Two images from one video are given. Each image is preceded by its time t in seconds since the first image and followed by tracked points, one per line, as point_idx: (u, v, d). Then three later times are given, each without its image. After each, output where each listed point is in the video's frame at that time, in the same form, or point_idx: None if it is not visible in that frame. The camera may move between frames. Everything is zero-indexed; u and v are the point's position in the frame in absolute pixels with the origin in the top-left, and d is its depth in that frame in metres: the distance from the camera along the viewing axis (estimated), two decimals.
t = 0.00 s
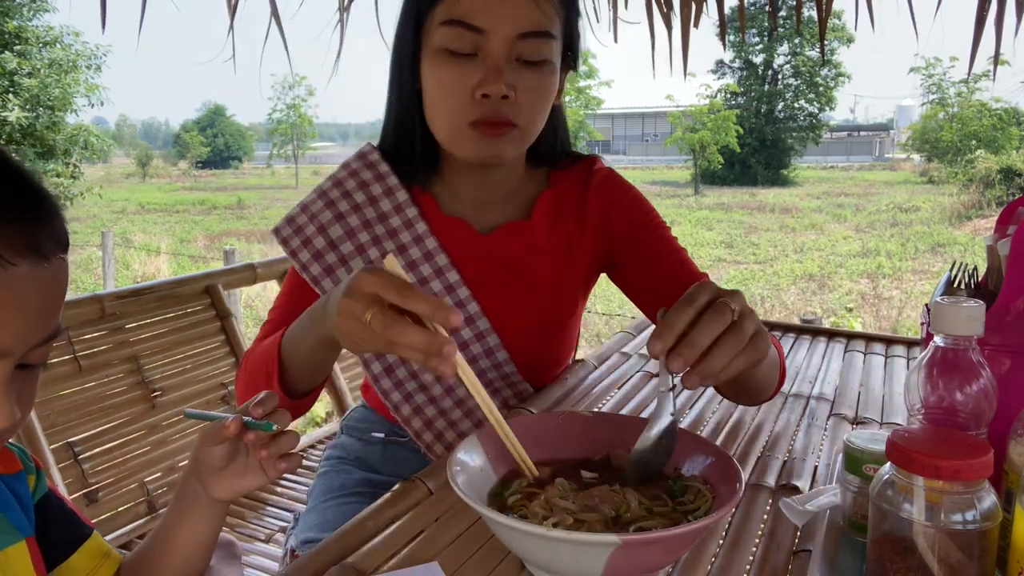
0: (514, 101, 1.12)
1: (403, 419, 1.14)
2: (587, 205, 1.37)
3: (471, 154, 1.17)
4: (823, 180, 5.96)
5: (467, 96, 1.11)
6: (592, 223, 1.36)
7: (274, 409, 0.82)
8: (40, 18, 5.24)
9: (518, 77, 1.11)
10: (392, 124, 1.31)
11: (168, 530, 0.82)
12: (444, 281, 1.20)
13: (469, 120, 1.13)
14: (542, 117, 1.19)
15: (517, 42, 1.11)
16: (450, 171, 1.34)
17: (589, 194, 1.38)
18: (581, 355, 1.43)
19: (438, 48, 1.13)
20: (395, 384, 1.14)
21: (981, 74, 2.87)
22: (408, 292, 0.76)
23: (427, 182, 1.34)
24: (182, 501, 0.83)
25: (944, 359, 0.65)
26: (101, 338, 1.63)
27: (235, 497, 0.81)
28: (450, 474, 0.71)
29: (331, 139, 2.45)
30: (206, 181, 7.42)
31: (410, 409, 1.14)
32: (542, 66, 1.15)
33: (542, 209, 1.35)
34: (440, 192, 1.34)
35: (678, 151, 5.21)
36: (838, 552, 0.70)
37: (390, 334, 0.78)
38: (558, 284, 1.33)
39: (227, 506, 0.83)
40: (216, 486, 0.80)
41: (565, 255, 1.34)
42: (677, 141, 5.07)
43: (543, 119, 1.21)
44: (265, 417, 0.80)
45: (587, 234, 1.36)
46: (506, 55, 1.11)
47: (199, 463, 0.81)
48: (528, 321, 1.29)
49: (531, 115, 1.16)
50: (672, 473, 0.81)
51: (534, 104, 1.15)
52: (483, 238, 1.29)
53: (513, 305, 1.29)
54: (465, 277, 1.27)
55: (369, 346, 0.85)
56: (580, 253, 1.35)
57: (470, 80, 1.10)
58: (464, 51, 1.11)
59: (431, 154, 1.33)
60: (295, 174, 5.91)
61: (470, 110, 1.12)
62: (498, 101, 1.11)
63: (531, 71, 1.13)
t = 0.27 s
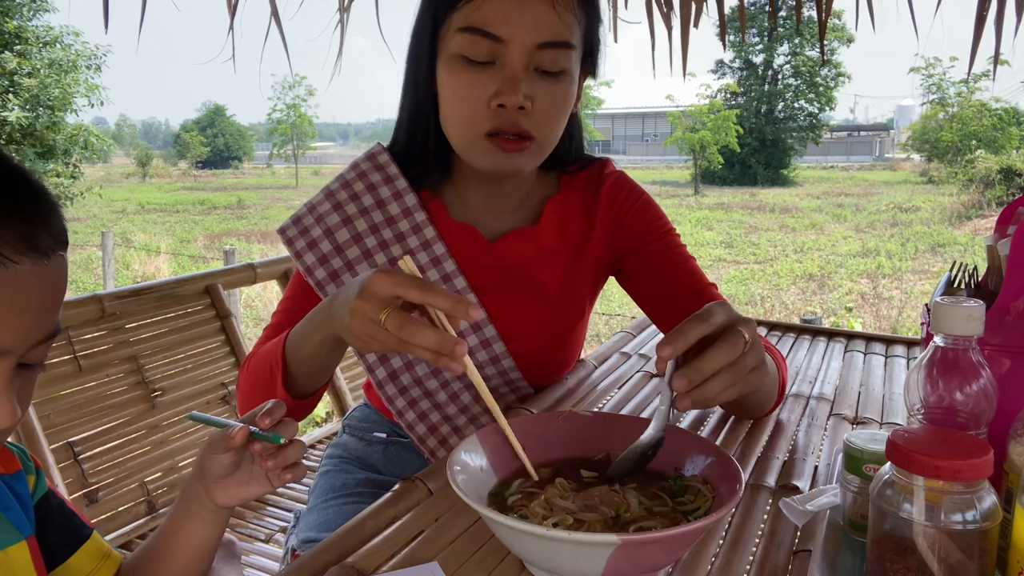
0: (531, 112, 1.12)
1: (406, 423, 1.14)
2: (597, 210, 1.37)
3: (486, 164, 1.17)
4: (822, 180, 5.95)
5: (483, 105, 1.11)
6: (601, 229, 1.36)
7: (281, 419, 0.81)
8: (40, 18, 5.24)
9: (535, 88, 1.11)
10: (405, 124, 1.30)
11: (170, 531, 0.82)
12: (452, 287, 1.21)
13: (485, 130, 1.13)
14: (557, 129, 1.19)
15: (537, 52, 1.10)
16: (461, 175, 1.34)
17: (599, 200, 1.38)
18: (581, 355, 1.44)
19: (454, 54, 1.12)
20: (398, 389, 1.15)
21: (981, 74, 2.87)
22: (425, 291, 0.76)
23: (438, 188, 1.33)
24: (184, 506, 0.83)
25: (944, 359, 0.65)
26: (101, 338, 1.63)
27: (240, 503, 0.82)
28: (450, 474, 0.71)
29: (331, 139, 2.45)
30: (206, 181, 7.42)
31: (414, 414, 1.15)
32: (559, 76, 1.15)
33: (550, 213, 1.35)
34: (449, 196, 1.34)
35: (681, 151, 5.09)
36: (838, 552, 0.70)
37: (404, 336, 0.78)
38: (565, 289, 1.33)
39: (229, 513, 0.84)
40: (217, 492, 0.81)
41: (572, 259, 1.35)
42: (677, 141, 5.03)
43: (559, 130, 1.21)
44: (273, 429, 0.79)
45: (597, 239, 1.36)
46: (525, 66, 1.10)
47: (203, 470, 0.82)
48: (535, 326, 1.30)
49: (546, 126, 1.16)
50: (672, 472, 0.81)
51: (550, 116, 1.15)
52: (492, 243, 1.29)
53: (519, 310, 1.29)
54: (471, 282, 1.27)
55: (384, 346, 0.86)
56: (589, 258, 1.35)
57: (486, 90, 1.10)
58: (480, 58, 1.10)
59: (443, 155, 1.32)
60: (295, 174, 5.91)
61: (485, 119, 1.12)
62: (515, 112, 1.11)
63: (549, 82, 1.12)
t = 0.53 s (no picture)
0: (538, 111, 1.12)
1: (409, 423, 1.14)
2: (598, 210, 1.37)
3: (493, 163, 1.17)
4: (822, 180, 5.95)
5: (490, 105, 1.11)
6: (603, 228, 1.36)
7: (313, 452, 0.78)
8: (40, 18, 5.24)
9: (542, 87, 1.11)
10: (409, 121, 1.29)
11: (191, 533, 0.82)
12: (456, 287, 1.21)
13: (492, 130, 1.13)
14: (563, 128, 1.19)
15: (544, 52, 1.10)
16: (465, 175, 1.34)
17: (599, 199, 1.38)
18: (581, 355, 1.44)
19: (461, 53, 1.12)
20: (401, 391, 1.14)
21: (981, 74, 2.86)
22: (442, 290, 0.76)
23: (442, 188, 1.33)
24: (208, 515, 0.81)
25: (944, 360, 0.65)
26: (101, 338, 1.63)
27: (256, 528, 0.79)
28: (450, 474, 0.71)
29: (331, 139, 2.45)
30: (206, 181, 7.42)
31: (417, 415, 1.14)
32: (565, 76, 1.15)
33: (552, 212, 1.35)
34: (452, 196, 1.34)
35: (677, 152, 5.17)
36: (838, 552, 0.70)
37: (423, 339, 0.77)
38: (566, 289, 1.34)
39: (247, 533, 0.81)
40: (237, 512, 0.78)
41: (574, 259, 1.35)
42: (676, 142, 4.99)
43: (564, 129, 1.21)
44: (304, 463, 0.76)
45: (598, 239, 1.36)
46: (532, 66, 1.10)
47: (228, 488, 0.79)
48: (538, 326, 1.30)
49: (552, 125, 1.17)
50: (672, 473, 0.81)
51: (555, 115, 1.15)
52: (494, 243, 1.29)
53: (521, 311, 1.29)
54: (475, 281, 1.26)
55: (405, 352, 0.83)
56: (591, 258, 1.35)
57: (493, 90, 1.10)
58: (488, 58, 1.10)
59: (447, 155, 1.33)
60: (294, 174, 5.90)
61: (492, 119, 1.12)
62: (522, 111, 1.11)
63: (556, 82, 1.13)
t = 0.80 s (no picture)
0: (545, 110, 1.12)
1: (410, 424, 1.14)
2: (599, 211, 1.37)
3: (500, 163, 1.17)
4: (822, 180, 5.94)
5: (498, 105, 1.11)
6: (603, 229, 1.36)
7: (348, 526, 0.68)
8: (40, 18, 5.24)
9: (548, 86, 1.11)
10: (413, 119, 1.29)
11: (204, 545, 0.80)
12: (457, 287, 1.20)
13: (498, 129, 1.13)
14: (569, 127, 1.19)
15: (550, 51, 1.10)
16: (468, 175, 1.34)
17: (600, 199, 1.38)
18: (581, 355, 1.44)
19: (468, 52, 1.12)
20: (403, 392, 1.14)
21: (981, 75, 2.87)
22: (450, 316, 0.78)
23: (445, 188, 1.33)
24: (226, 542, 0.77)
25: (944, 360, 0.65)
26: (101, 338, 1.63)
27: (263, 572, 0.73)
28: (450, 475, 0.71)
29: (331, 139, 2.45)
30: (205, 181, 7.41)
31: (419, 416, 1.14)
32: (572, 75, 1.15)
33: (553, 213, 1.35)
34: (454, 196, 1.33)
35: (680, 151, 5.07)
36: (838, 552, 0.70)
37: (439, 368, 0.80)
38: (568, 291, 1.34)
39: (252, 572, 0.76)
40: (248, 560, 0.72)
41: (575, 260, 1.35)
42: (677, 141, 5.02)
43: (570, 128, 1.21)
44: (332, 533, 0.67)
45: (599, 240, 1.36)
46: (539, 65, 1.10)
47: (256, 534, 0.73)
48: (539, 328, 1.30)
49: (558, 124, 1.16)
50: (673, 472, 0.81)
51: (563, 115, 1.16)
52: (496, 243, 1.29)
53: (522, 312, 1.29)
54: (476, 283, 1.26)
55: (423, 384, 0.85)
56: (592, 259, 1.35)
57: (500, 89, 1.10)
58: (496, 57, 1.10)
59: (451, 155, 1.32)
60: (294, 174, 5.90)
61: (500, 118, 1.12)
62: (529, 111, 1.11)
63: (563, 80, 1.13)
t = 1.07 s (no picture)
0: (547, 108, 1.12)
1: (411, 421, 1.14)
2: (599, 210, 1.37)
3: (501, 159, 1.18)
4: (822, 180, 5.93)
5: (499, 102, 1.11)
6: (604, 229, 1.36)
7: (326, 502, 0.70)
8: (40, 18, 5.23)
9: (550, 84, 1.11)
10: (417, 117, 1.29)
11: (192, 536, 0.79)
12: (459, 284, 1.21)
13: (501, 127, 1.14)
14: (569, 124, 1.20)
15: (554, 50, 1.10)
16: (470, 173, 1.34)
17: (601, 199, 1.38)
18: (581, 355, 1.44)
19: (470, 51, 1.12)
20: (403, 388, 1.14)
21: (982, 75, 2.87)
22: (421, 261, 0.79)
23: (447, 187, 1.33)
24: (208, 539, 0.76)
25: (945, 360, 0.65)
26: (101, 338, 1.63)
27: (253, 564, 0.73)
28: (450, 475, 0.71)
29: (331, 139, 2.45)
30: (206, 181, 7.40)
31: (418, 412, 1.14)
32: (574, 75, 1.16)
33: (554, 211, 1.35)
34: (455, 194, 1.33)
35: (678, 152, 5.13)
36: (838, 552, 0.70)
37: (413, 315, 0.80)
38: (568, 289, 1.34)
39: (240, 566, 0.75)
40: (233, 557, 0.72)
41: (575, 259, 1.35)
42: (677, 141, 5.02)
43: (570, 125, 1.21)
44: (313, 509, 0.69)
45: (600, 239, 1.36)
46: (542, 64, 1.10)
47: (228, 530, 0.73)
48: (539, 326, 1.30)
49: (559, 121, 1.17)
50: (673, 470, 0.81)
51: (564, 114, 1.16)
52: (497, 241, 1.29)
53: (523, 310, 1.29)
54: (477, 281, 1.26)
55: (401, 334, 0.86)
56: (592, 259, 1.35)
57: (502, 87, 1.10)
58: (498, 55, 1.10)
59: (453, 154, 1.33)
60: (294, 174, 5.90)
61: (501, 115, 1.13)
62: (532, 109, 1.11)
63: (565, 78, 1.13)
